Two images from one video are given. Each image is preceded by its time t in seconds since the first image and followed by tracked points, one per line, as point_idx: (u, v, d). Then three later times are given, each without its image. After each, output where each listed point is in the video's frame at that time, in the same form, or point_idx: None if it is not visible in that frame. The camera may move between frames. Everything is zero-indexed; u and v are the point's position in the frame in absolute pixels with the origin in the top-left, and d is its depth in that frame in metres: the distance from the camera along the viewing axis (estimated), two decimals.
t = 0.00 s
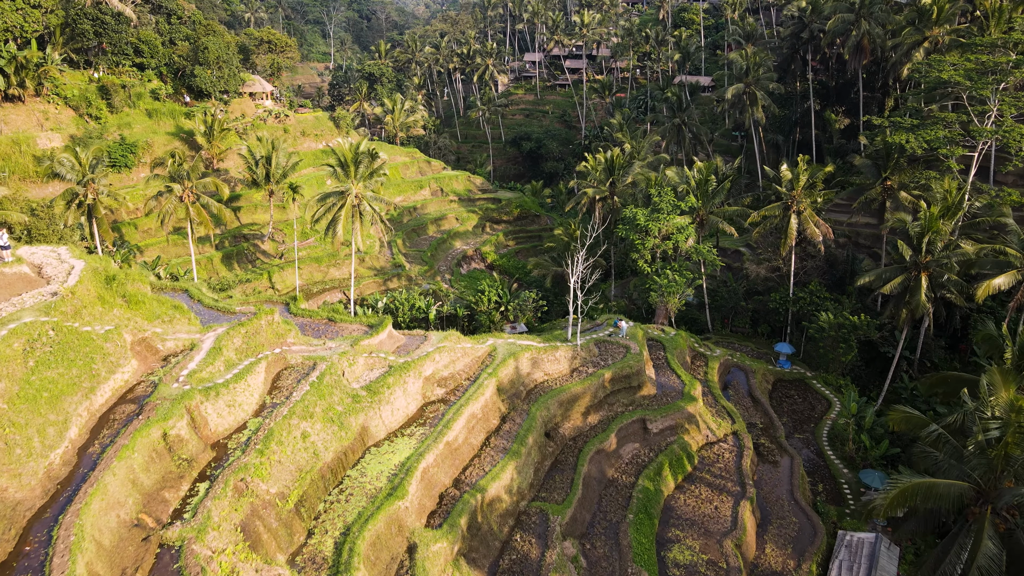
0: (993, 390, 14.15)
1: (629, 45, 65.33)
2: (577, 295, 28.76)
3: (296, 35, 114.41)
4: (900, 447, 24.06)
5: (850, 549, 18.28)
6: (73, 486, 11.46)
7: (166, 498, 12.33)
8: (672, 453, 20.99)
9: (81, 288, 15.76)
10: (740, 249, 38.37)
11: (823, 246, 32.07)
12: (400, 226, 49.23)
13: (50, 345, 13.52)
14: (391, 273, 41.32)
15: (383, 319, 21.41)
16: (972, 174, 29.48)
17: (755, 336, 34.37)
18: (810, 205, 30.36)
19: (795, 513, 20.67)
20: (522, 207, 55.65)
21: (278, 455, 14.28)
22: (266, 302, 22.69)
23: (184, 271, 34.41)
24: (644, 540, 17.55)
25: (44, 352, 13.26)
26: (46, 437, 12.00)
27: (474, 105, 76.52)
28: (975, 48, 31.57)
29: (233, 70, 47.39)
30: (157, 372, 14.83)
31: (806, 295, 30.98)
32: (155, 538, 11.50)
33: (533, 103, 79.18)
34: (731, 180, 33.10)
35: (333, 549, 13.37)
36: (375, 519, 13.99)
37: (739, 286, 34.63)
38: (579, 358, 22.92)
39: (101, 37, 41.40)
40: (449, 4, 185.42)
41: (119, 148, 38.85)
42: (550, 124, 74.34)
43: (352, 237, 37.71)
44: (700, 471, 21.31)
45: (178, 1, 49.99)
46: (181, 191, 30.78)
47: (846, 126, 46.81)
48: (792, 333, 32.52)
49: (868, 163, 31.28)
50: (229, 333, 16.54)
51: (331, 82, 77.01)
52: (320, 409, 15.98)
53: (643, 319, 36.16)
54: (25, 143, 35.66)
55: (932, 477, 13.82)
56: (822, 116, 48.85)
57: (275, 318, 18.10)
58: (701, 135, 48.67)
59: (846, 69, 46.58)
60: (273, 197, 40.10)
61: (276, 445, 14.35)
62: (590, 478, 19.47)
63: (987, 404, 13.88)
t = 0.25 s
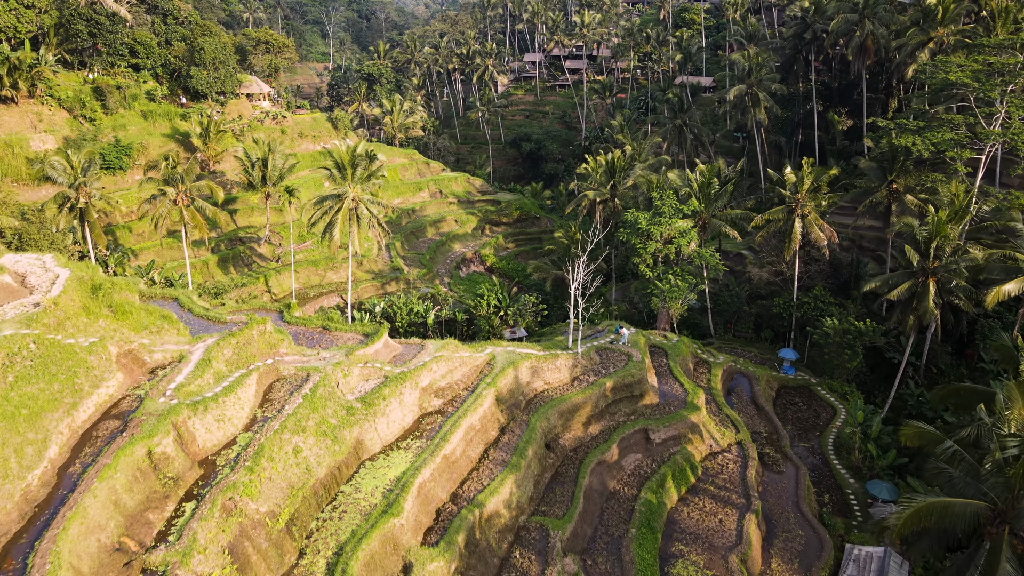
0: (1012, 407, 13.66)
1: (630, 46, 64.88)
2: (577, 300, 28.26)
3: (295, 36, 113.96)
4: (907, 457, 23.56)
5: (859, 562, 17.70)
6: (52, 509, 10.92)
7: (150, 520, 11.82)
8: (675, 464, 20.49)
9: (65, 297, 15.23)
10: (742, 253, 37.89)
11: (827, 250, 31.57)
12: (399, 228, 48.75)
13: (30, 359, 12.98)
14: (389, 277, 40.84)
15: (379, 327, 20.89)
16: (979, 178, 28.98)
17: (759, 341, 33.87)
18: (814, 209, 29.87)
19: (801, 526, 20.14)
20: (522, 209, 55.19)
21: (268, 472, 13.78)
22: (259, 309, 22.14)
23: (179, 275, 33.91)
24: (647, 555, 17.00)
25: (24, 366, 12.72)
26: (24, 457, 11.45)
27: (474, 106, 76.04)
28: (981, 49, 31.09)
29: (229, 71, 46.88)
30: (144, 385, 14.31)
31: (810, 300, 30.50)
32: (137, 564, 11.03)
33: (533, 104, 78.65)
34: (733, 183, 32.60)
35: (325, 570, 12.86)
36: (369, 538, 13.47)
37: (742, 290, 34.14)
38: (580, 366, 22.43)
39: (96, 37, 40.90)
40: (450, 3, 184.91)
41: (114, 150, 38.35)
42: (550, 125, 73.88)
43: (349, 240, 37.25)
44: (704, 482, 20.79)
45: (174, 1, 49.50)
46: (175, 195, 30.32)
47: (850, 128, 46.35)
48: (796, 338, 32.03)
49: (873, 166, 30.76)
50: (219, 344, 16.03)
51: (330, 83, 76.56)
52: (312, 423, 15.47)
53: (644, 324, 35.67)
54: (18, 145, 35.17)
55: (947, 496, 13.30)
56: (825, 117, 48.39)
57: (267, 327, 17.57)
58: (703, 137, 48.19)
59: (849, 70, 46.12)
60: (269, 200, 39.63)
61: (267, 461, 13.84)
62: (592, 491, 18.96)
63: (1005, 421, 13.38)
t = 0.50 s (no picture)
0: None
1: (630, 46, 64.40)
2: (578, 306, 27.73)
3: (293, 36, 113.37)
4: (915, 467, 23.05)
5: None
6: (28, 535, 10.42)
7: (132, 544, 11.32)
8: (678, 475, 19.98)
9: (47, 309, 14.77)
10: (745, 256, 37.40)
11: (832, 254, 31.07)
12: (397, 230, 48.24)
13: (9, 375, 12.50)
14: (387, 280, 40.35)
15: (374, 336, 20.35)
16: (987, 181, 28.51)
17: (762, 346, 33.36)
18: (819, 212, 29.37)
19: (809, 539, 19.59)
20: (522, 211, 54.73)
21: (258, 490, 13.25)
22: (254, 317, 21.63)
23: (174, 279, 33.40)
24: (650, 572, 16.47)
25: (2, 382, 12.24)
26: None
27: (473, 107, 75.53)
28: (988, 50, 30.63)
29: (226, 72, 46.37)
30: (129, 401, 13.82)
31: (815, 305, 30.00)
32: None
33: (533, 104, 78.13)
34: (736, 186, 32.11)
35: None
36: (362, 559, 12.92)
37: (745, 294, 33.65)
38: (581, 375, 21.90)
39: (90, 38, 40.41)
40: (449, 3, 184.32)
41: (108, 152, 37.83)
42: (550, 126, 73.37)
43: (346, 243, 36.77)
44: (708, 494, 20.27)
45: (170, 1, 48.99)
46: (168, 198, 29.82)
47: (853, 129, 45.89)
48: (800, 343, 31.51)
49: (878, 169, 30.28)
50: (208, 356, 15.52)
51: (329, 84, 76.11)
52: (305, 437, 14.95)
53: (646, 329, 35.18)
54: (11, 148, 34.67)
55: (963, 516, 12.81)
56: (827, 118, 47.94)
57: (259, 338, 17.04)
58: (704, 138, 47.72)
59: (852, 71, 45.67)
60: (266, 202, 39.15)
61: (257, 479, 13.32)
62: (593, 504, 18.45)
63: None
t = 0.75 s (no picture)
0: None
1: (631, 47, 63.90)
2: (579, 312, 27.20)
3: (292, 37, 112.72)
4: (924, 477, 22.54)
5: None
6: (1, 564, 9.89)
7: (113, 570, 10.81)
8: (682, 488, 19.45)
9: (29, 321, 14.32)
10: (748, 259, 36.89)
11: (837, 258, 30.57)
12: (396, 233, 47.72)
13: None
14: (386, 284, 39.84)
15: (370, 346, 19.80)
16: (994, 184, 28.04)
17: (766, 352, 32.84)
18: (824, 216, 28.86)
19: (816, 554, 19.04)
20: (521, 213, 54.23)
21: (247, 510, 12.72)
22: (248, 325, 21.12)
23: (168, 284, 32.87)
24: None
25: None
26: None
27: (473, 107, 75.01)
28: (995, 51, 30.14)
29: (222, 73, 45.88)
30: (113, 417, 13.31)
31: (820, 311, 29.49)
32: None
33: (533, 105, 77.60)
34: (740, 190, 31.59)
35: None
36: None
37: (748, 299, 33.15)
38: (582, 385, 21.38)
39: (84, 39, 39.88)
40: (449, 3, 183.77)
41: (102, 154, 37.28)
42: (550, 127, 72.83)
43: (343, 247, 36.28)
44: (712, 507, 19.74)
45: (166, 1, 48.42)
46: (162, 202, 29.29)
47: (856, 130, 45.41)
48: (804, 349, 31.01)
49: (884, 172, 29.79)
50: (196, 369, 14.99)
51: (328, 84, 75.64)
52: (296, 453, 14.42)
53: (647, 334, 34.68)
54: (3, 150, 34.15)
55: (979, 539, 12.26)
56: (830, 119, 47.46)
57: (250, 349, 16.50)
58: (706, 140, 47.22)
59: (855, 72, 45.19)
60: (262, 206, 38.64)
61: (246, 498, 12.79)
62: (594, 518, 17.94)
63: None
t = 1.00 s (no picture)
0: None
1: (632, 47, 63.39)
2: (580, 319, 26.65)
3: (290, 37, 112.12)
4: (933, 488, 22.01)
5: None
6: None
7: None
8: (685, 501, 18.90)
9: (9, 335, 14.13)
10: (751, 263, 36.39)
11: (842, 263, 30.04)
12: (394, 235, 47.21)
13: None
14: (384, 288, 39.35)
15: (365, 356, 19.24)
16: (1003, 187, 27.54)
17: (769, 358, 32.31)
18: (829, 220, 28.35)
19: (825, 569, 18.47)
20: (521, 215, 53.73)
21: (235, 532, 12.19)
22: (242, 333, 20.63)
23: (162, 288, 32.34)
24: None
25: None
26: None
27: (472, 108, 74.49)
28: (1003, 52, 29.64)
29: (219, 74, 45.38)
30: (95, 435, 12.84)
31: (825, 316, 28.98)
32: None
33: (533, 106, 77.11)
34: (743, 193, 31.08)
35: None
36: None
37: (751, 304, 32.63)
38: (583, 395, 20.85)
39: (78, 39, 39.33)
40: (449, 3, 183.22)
41: (96, 157, 36.74)
42: (549, 128, 72.29)
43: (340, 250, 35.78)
44: (717, 521, 19.18)
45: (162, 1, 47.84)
46: (155, 206, 28.76)
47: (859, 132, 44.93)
48: (809, 355, 30.51)
49: (890, 175, 29.28)
50: (184, 383, 14.50)
51: (327, 84, 75.16)
52: (287, 471, 13.87)
53: (649, 339, 34.16)
54: None
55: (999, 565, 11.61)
56: (833, 121, 46.98)
57: (241, 361, 15.98)
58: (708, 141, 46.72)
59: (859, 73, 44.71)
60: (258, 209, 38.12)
61: (234, 519, 12.25)
62: (596, 533, 17.41)
63: None
